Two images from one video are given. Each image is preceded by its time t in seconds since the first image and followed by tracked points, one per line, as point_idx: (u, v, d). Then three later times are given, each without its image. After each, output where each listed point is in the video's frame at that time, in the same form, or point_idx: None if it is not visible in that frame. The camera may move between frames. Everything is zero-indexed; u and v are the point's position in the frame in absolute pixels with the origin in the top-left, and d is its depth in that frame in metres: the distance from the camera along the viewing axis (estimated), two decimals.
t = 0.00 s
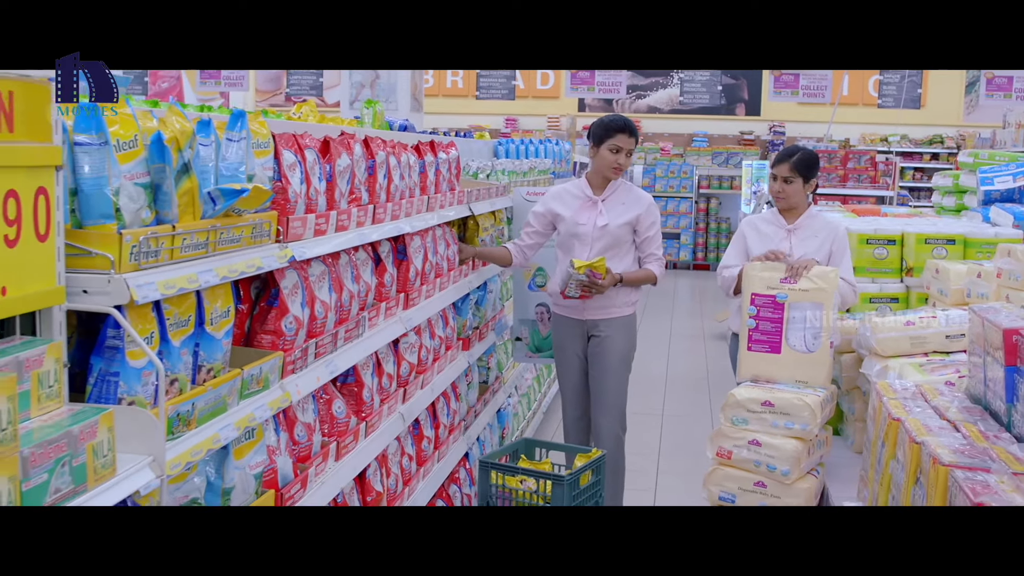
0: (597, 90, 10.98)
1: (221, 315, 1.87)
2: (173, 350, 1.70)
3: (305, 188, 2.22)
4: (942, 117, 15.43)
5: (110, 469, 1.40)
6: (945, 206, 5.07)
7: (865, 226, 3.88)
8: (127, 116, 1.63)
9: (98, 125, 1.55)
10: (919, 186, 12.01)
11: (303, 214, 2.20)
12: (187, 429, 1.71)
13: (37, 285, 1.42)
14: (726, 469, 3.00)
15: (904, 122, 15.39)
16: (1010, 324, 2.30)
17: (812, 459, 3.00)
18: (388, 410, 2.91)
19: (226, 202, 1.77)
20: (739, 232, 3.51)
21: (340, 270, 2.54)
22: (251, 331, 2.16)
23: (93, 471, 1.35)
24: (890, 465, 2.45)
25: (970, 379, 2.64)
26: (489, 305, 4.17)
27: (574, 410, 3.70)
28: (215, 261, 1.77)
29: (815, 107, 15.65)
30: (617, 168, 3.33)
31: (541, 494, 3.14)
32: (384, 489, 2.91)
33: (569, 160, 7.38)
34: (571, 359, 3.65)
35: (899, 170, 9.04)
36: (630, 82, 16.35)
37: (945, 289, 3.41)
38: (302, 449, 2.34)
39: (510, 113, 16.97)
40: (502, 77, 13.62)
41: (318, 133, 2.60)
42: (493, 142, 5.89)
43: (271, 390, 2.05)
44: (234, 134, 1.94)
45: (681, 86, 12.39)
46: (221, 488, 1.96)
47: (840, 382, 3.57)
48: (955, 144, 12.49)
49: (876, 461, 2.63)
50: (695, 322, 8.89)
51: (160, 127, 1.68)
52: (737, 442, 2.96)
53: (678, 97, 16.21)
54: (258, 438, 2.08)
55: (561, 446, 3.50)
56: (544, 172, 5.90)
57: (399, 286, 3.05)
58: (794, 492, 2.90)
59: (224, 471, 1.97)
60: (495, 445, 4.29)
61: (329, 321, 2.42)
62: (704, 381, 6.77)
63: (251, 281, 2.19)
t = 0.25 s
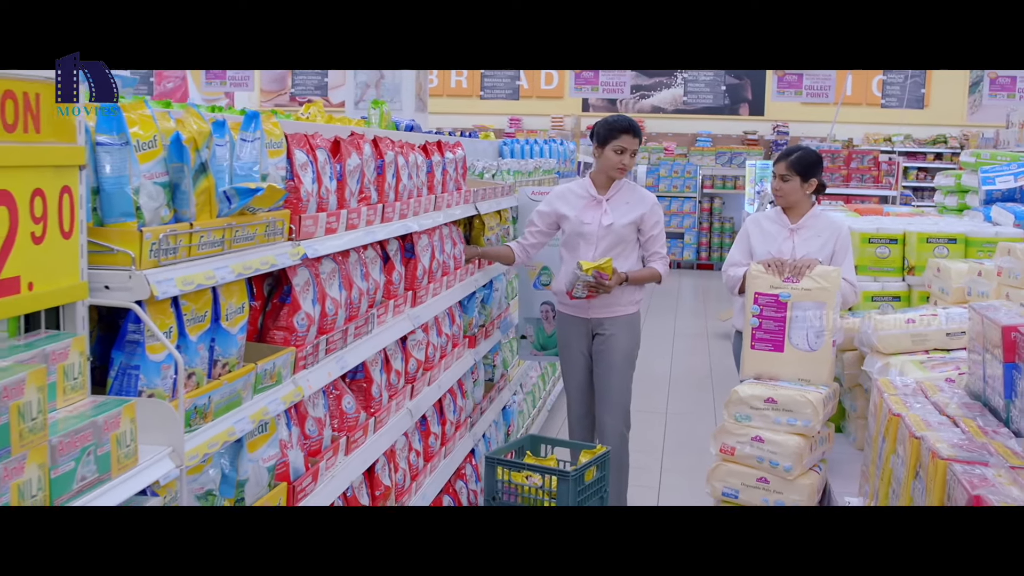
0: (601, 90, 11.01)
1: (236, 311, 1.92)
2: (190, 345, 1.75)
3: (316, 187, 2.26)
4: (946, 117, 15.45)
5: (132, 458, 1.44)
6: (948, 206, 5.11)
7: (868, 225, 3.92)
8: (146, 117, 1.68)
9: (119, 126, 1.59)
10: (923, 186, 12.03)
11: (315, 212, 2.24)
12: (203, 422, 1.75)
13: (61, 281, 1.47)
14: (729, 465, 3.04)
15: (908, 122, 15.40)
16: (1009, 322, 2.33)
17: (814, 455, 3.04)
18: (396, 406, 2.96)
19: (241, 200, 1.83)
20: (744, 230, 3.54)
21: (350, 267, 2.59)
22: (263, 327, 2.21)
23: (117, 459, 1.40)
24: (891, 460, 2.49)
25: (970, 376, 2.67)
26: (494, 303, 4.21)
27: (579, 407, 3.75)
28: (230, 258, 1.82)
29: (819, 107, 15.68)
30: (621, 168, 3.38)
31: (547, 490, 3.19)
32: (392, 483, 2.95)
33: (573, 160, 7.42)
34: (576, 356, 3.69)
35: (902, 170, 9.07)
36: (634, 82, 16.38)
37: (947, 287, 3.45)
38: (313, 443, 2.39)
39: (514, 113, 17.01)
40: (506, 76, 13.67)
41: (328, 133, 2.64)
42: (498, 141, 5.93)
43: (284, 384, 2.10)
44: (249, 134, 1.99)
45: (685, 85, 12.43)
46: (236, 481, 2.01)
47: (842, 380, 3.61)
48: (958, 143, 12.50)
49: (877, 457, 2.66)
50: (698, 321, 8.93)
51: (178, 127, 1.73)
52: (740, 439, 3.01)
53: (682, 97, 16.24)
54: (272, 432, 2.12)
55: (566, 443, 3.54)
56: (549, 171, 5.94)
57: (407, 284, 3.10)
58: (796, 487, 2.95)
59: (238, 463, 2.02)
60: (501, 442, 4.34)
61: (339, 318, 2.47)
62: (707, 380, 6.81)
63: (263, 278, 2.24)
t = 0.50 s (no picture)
0: (604, 90, 11.04)
1: (250, 308, 1.96)
2: (207, 339, 1.80)
3: (327, 187, 2.31)
4: (948, 117, 15.48)
5: (153, 448, 1.49)
6: (949, 205, 5.14)
7: (869, 224, 3.96)
8: (165, 117, 1.73)
9: (139, 126, 1.64)
10: (925, 185, 12.04)
11: (326, 211, 2.29)
12: (219, 415, 1.80)
13: (84, 276, 1.52)
14: (731, 461, 3.10)
15: (911, 122, 15.42)
16: (1007, 319, 2.38)
17: (816, 451, 3.09)
18: (403, 402, 3.01)
19: (255, 199, 1.88)
20: (745, 229, 3.59)
21: (359, 265, 2.63)
22: (275, 324, 2.26)
23: (139, 449, 1.45)
24: (891, 455, 2.53)
25: (969, 372, 2.72)
26: (499, 302, 4.26)
27: (584, 405, 3.79)
28: (245, 256, 1.87)
29: (822, 107, 15.70)
30: (619, 169, 3.42)
31: (552, 486, 3.24)
32: (399, 478, 3.00)
33: (577, 160, 7.46)
34: (580, 354, 3.74)
35: (904, 170, 9.10)
36: (637, 82, 16.42)
37: (947, 286, 3.49)
38: (323, 437, 2.44)
39: (518, 113, 17.07)
40: (510, 76, 13.72)
41: (338, 133, 2.69)
42: (502, 142, 5.97)
43: (296, 379, 2.15)
44: (263, 135, 2.03)
45: (688, 86, 12.46)
46: (249, 473, 2.06)
47: (843, 377, 3.65)
48: (961, 143, 12.52)
49: (877, 452, 2.71)
50: (701, 321, 8.96)
51: (196, 128, 1.78)
52: (742, 435, 3.06)
53: (685, 97, 16.28)
54: (284, 425, 2.17)
55: (571, 439, 3.59)
56: (553, 171, 5.98)
57: (414, 282, 3.15)
58: (797, 483, 3.01)
59: (252, 456, 2.06)
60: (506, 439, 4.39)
61: (349, 315, 2.52)
62: (711, 378, 6.85)
63: (276, 275, 2.29)
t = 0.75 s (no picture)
0: (607, 90, 11.07)
1: (263, 304, 2.02)
2: (222, 334, 1.85)
3: (338, 186, 2.36)
4: (951, 117, 15.50)
5: (172, 437, 1.54)
6: (950, 205, 5.18)
7: (871, 224, 4.00)
8: (183, 118, 1.78)
9: (158, 126, 1.69)
10: (928, 185, 12.06)
11: (337, 210, 2.34)
12: (234, 408, 1.85)
13: (107, 272, 1.57)
14: (734, 457, 3.15)
15: (914, 121, 15.44)
16: (1005, 316, 2.42)
17: (817, 447, 3.13)
18: (411, 398, 3.06)
19: (269, 198, 1.93)
20: (749, 228, 3.66)
21: (368, 263, 2.68)
22: (287, 320, 2.31)
23: (160, 439, 1.50)
24: (890, 449, 2.58)
25: (968, 369, 2.76)
26: (504, 300, 4.31)
27: (588, 401, 3.84)
28: (259, 253, 1.91)
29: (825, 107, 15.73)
30: (617, 169, 3.46)
31: (557, 481, 3.29)
32: (407, 473, 3.05)
33: (581, 160, 7.51)
34: (584, 352, 3.78)
35: (907, 170, 9.13)
36: (640, 82, 16.46)
37: (947, 285, 3.53)
38: (333, 431, 2.48)
39: (521, 113, 17.11)
40: (513, 76, 13.76)
41: (347, 133, 2.74)
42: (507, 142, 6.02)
43: (307, 374, 2.20)
44: (276, 135, 2.08)
45: (691, 86, 12.49)
46: (262, 465, 2.10)
47: (846, 375, 3.68)
48: (963, 143, 12.55)
49: (877, 447, 2.75)
50: (704, 320, 9.00)
51: (213, 129, 1.83)
52: (744, 431, 3.11)
53: (688, 97, 16.31)
54: (295, 420, 2.22)
55: (575, 436, 3.63)
56: (557, 171, 6.03)
57: (421, 280, 3.20)
58: (800, 479, 3.06)
59: (265, 449, 2.11)
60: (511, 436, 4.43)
61: (358, 312, 2.57)
62: (713, 377, 6.89)
63: (287, 273, 2.34)
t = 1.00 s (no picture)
0: (610, 91, 11.10)
1: (277, 300, 2.07)
2: (238, 329, 1.90)
3: (348, 185, 2.41)
4: (954, 117, 15.52)
5: (192, 428, 1.59)
6: (951, 205, 5.22)
7: (872, 223, 4.05)
8: (200, 119, 1.83)
9: (177, 128, 1.75)
10: (930, 185, 12.09)
11: (347, 209, 2.39)
12: (249, 401, 1.90)
13: (129, 269, 1.62)
14: (736, 453, 3.20)
15: (917, 122, 15.46)
16: (1002, 313, 2.46)
17: (818, 443, 3.18)
18: (418, 394, 3.11)
19: (283, 197, 1.98)
20: (752, 227, 3.71)
21: (377, 261, 2.73)
22: (299, 316, 2.36)
23: (181, 429, 1.55)
24: (890, 444, 2.62)
25: (966, 366, 2.80)
26: (509, 299, 4.36)
27: (592, 399, 3.89)
28: (273, 250, 1.97)
29: (827, 107, 15.76)
30: (617, 170, 3.50)
31: (562, 477, 3.34)
32: (414, 468, 3.10)
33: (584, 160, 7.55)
34: (587, 350, 3.83)
35: (909, 170, 9.16)
36: (643, 82, 16.51)
37: (947, 283, 3.57)
38: (343, 426, 2.53)
39: (524, 113, 17.16)
40: (516, 76, 13.80)
41: (356, 134, 2.79)
42: (511, 142, 6.07)
43: (319, 369, 2.25)
44: (288, 135, 2.13)
45: (693, 86, 12.54)
46: (275, 458, 2.15)
47: (846, 373, 3.73)
48: (966, 143, 12.57)
49: (877, 443, 2.80)
50: (707, 320, 9.04)
51: (229, 130, 1.88)
52: (747, 427, 3.16)
53: (691, 97, 16.34)
54: (306, 414, 2.27)
55: (579, 432, 3.68)
56: (561, 171, 6.08)
57: (428, 278, 3.25)
58: (801, 474, 3.11)
59: (278, 442, 2.16)
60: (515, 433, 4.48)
61: (367, 309, 2.62)
62: (716, 376, 6.94)
63: (299, 270, 2.39)
